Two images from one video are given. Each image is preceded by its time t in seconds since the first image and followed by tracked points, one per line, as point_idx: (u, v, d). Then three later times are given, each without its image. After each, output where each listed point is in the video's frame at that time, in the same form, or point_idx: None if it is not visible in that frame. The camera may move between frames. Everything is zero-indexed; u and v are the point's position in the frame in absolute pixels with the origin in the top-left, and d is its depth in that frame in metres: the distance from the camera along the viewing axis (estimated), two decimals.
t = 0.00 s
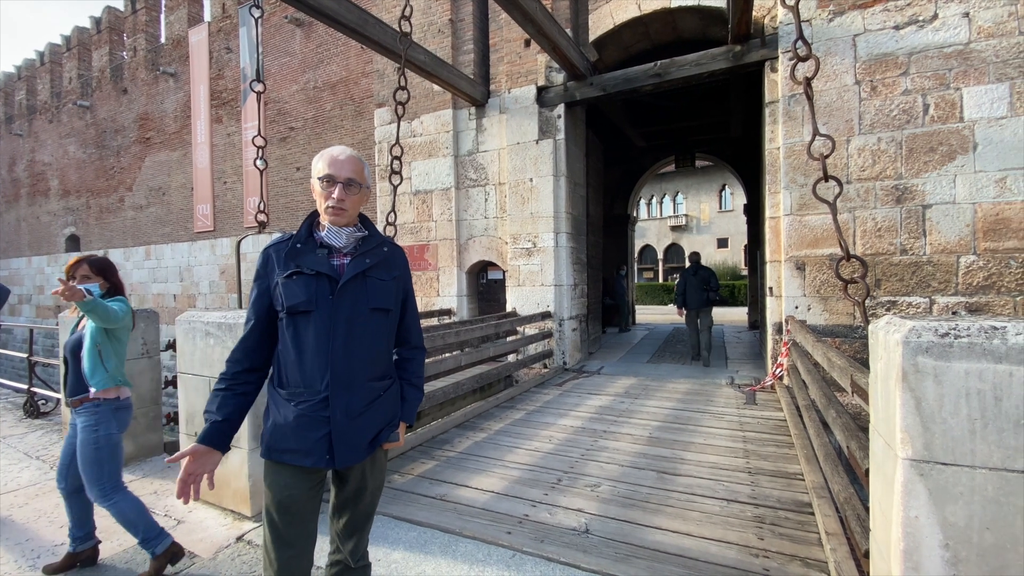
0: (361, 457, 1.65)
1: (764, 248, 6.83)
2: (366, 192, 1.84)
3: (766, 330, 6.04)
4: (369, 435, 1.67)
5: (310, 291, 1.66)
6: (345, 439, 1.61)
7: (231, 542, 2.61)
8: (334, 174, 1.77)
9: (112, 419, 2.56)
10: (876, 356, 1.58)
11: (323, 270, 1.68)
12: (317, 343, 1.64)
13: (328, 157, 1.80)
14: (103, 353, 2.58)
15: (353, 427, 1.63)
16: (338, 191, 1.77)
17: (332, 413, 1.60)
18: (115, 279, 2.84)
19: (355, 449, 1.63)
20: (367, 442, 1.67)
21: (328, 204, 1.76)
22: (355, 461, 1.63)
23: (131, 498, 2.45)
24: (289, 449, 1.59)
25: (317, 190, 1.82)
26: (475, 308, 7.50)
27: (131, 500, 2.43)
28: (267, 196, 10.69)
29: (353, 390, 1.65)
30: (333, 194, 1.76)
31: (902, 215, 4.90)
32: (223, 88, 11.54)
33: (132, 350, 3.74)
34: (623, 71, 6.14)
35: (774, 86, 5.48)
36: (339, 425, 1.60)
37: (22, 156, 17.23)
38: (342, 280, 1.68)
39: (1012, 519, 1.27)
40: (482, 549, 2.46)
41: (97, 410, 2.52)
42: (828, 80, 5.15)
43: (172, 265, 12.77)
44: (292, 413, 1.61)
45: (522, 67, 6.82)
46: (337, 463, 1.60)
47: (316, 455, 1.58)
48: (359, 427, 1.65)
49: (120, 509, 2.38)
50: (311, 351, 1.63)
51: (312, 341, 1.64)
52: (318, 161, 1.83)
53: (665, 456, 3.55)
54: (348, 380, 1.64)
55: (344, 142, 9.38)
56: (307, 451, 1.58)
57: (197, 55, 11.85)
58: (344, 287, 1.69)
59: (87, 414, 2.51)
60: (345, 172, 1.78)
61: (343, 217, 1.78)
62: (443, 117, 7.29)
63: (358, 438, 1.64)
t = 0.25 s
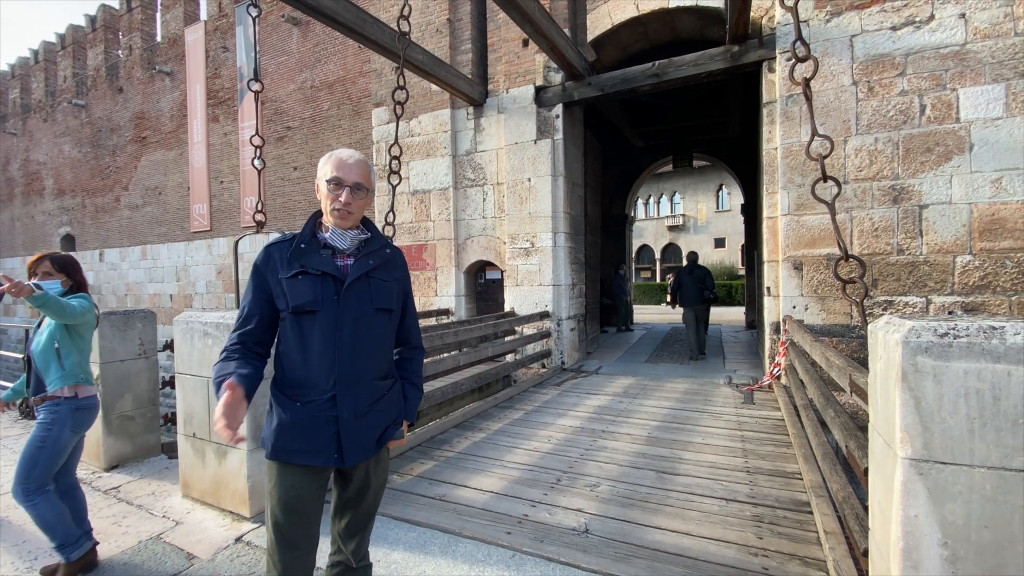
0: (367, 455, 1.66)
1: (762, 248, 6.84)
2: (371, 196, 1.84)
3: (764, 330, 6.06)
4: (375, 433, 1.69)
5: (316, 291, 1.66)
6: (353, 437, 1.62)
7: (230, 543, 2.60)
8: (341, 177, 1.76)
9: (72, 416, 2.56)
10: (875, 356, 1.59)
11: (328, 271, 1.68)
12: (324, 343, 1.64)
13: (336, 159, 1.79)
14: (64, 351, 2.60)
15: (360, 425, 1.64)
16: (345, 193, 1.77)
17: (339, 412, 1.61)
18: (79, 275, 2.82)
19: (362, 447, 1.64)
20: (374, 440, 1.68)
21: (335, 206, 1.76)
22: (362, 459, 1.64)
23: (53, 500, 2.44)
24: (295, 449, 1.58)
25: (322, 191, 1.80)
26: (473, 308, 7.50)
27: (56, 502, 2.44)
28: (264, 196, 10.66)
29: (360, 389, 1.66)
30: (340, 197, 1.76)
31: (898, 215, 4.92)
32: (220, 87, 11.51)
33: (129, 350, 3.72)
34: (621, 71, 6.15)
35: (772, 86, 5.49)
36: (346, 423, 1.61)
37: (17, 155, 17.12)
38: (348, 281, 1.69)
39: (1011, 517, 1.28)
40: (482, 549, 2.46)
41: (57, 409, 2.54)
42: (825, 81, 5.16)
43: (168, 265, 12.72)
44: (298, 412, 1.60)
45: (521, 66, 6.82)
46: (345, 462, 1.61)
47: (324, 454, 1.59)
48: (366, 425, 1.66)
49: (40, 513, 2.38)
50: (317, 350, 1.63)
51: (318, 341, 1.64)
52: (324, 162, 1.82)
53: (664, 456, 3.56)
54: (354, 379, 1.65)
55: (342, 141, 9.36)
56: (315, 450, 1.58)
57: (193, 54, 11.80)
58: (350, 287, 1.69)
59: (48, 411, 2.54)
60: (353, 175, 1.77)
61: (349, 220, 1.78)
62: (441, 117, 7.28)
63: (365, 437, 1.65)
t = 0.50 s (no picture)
0: (374, 453, 1.66)
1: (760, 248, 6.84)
2: (373, 195, 1.84)
3: (762, 329, 6.07)
4: (381, 432, 1.70)
5: (322, 291, 1.67)
6: (360, 436, 1.62)
7: (230, 543, 2.59)
8: (345, 176, 1.75)
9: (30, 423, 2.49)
10: (878, 355, 1.60)
11: (333, 270, 1.69)
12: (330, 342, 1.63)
13: (339, 158, 1.78)
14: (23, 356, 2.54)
15: (367, 423, 1.65)
16: (350, 192, 1.76)
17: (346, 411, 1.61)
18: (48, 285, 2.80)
19: (368, 446, 1.65)
20: (380, 439, 1.69)
21: (339, 206, 1.76)
22: (368, 457, 1.65)
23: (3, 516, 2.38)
24: (301, 449, 1.57)
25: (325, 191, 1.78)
26: (472, 308, 7.50)
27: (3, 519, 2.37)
28: (262, 196, 10.64)
29: (366, 388, 1.66)
30: (344, 197, 1.76)
31: (896, 215, 4.94)
32: (217, 87, 11.47)
33: (128, 350, 3.71)
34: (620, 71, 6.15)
35: (771, 86, 5.50)
36: (353, 422, 1.62)
37: (13, 155, 17.04)
38: (353, 280, 1.69)
39: (1014, 515, 1.28)
40: (483, 549, 2.45)
41: (13, 416, 2.47)
42: (824, 81, 5.18)
43: (165, 265, 12.68)
44: (303, 412, 1.59)
45: (519, 66, 6.82)
46: (352, 461, 1.61)
47: (331, 454, 1.59)
48: (372, 424, 1.66)
49: None
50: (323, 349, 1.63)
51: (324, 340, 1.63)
52: (326, 162, 1.80)
53: (664, 455, 3.56)
54: (360, 378, 1.65)
55: (340, 141, 9.35)
56: (322, 449, 1.58)
57: (191, 54, 11.76)
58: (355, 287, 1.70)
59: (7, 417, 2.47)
60: (356, 175, 1.77)
61: (352, 220, 1.78)
62: (440, 117, 7.28)
63: (372, 435, 1.65)
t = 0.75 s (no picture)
0: (381, 453, 1.67)
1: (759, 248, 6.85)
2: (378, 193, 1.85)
3: (762, 329, 6.07)
4: (388, 432, 1.70)
5: (329, 290, 1.64)
6: (369, 436, 1.63)
7: (231, 545, 2.57)
8: (353, 174, 1.76)
9: None
10: (882, 355, 1.59)
11: (340, 270, 1.67)
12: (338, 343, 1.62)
13: (343, 157, 1.78)
14: None
15: (375, 424, 1.65)
16: (358, 190, 1.77)
17: (355, 412, 1.61)
18: (9, 276, 2.63)
19: (376, 446, 1.65)
20: (387, 439, 1.69)
21: (348, 204, 1.75)
22: (376, 457, 1.65)
23: None
24: (310, 451, 1.56)
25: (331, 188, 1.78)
26: (472, 308, 7.49)
27: None
28: (261, 196, 10.62)
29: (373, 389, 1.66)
30: (352, 194, 1.76)
31: (896, 215, 4.94)
32: (216, 87, 11.46)
33: (128, 351, 3.70)
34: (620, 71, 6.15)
35: (770, 86, 5.49)
36: (363, 423, 1.62)
37: (11, 156, 17.01)
38: (360, 281, 1.69)
39: (1021, 516, 1.28)
40: (485, 550, 2.44)
41: None
42: (823, 81, 5.18)
43: (164, 266, 12.65)
44: (312, 414, 1.57)
45: (519, 67, 6.82)
46: (362, 461, 1.61)
47: (340, 454, 1.58)
48: (380, 424, 1.67)
49: None
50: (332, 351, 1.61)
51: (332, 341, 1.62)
52: (331, 159, 1.81)
53: (665, 456, 3.55)
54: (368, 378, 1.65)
55: (339, 142, 9.34)
56: (331, 450, 1.57)
57: (189, 54, 11.74)
58: (363, 288, 1.69)
59: None
60: (363, 172, 1.78)
61: (360, 218, 1.79)
62: (439, 117, 7.28)
63: (379, 435, 1.66)
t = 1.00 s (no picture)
0: (387, 458, 1.65)
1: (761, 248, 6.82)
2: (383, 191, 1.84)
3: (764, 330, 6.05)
4: (394, 436, 1.69)
5: (333, 293, 1.62)
6: (374, 440, 1.61)
7: (231, 549, 2.55)
8: (358, 173, 1.74)
9: None
10: (891, 358, 1.57)
11: (343, 273, 1.65)
12: (342, 347, 1.60)
13: (347, 155, 1.76)
14: None
15: (381, 428, 1.64)
16: (367, 189, 1.76)
17: (361, 416, 1.58)
18: None
19: (382, 450, 1.63)
20: (393, 443, 1.68)
21: (356, 204, 1.74)
22: (382, 461, 1.63)
23: None
24: (315, 456, 1.54)
25: (335, 187, 1.75)
26: (473, 309, 7.47)
27: None
28: (262, 197, 10.61)
29: (379, 392, 1.64)
30: (362, 193, 1.75)
31: (899, 215, 4.91)
32: (217, 88, 11.45)
33: (127, 352, 3.68)
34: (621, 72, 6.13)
35: (772, 86, 5.47)
36: (369, 427, 1.60)
37: (12, 157, 17.01)
38: (363, 283, 1.66)
39: None
40: (488, 554, 2.42)
41: None
42: (826, 82, 5.16)
43: (164, 267, 12.64)
44: (318, 418, 1.55)
45: (520, 67, 6.80)
46: (367, 466, 1.59)
47: (346, 460, 1.56)
48: (385, 428, 1.65)
49: None
50: (336, 355, 1.60)
51: (337, 345, 1.60)
52: (332, 157, 1.78)
53: (668, 458, 3.53)
54: (374, 382, 1.63)
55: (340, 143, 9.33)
56: (337, 455, 1.55)
57: (190, 55, 11.74)
58: (367, 290, 1.67)
59: None
60: (370, 171, 1.77)
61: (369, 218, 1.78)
62: (440, 118, 7.26)
63: (385, 439, 1.64)
